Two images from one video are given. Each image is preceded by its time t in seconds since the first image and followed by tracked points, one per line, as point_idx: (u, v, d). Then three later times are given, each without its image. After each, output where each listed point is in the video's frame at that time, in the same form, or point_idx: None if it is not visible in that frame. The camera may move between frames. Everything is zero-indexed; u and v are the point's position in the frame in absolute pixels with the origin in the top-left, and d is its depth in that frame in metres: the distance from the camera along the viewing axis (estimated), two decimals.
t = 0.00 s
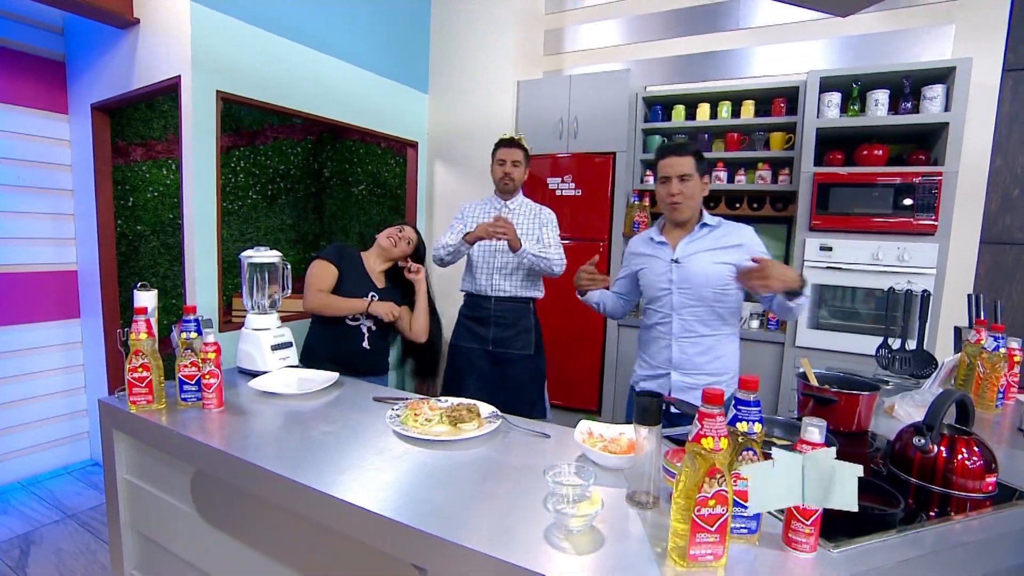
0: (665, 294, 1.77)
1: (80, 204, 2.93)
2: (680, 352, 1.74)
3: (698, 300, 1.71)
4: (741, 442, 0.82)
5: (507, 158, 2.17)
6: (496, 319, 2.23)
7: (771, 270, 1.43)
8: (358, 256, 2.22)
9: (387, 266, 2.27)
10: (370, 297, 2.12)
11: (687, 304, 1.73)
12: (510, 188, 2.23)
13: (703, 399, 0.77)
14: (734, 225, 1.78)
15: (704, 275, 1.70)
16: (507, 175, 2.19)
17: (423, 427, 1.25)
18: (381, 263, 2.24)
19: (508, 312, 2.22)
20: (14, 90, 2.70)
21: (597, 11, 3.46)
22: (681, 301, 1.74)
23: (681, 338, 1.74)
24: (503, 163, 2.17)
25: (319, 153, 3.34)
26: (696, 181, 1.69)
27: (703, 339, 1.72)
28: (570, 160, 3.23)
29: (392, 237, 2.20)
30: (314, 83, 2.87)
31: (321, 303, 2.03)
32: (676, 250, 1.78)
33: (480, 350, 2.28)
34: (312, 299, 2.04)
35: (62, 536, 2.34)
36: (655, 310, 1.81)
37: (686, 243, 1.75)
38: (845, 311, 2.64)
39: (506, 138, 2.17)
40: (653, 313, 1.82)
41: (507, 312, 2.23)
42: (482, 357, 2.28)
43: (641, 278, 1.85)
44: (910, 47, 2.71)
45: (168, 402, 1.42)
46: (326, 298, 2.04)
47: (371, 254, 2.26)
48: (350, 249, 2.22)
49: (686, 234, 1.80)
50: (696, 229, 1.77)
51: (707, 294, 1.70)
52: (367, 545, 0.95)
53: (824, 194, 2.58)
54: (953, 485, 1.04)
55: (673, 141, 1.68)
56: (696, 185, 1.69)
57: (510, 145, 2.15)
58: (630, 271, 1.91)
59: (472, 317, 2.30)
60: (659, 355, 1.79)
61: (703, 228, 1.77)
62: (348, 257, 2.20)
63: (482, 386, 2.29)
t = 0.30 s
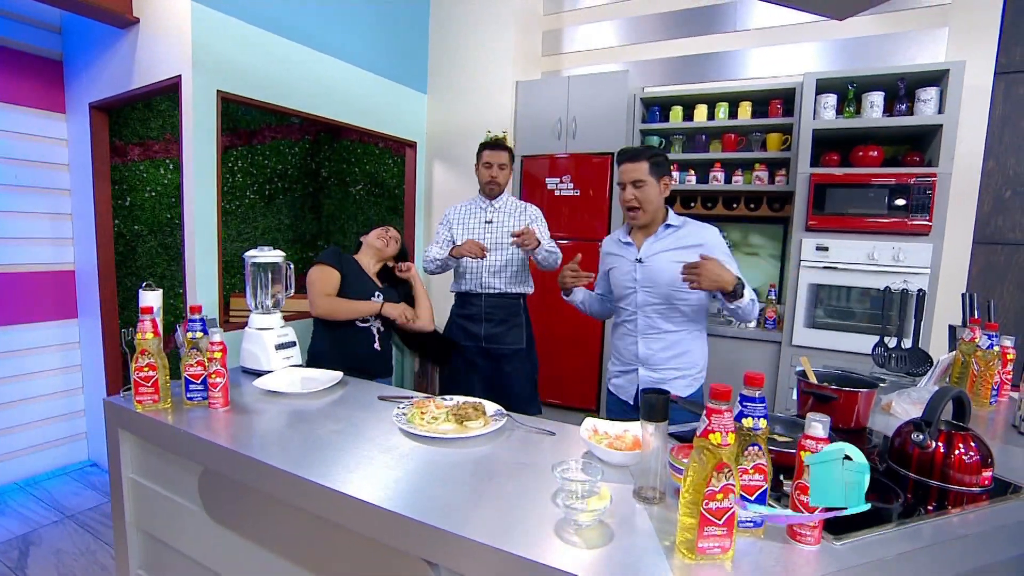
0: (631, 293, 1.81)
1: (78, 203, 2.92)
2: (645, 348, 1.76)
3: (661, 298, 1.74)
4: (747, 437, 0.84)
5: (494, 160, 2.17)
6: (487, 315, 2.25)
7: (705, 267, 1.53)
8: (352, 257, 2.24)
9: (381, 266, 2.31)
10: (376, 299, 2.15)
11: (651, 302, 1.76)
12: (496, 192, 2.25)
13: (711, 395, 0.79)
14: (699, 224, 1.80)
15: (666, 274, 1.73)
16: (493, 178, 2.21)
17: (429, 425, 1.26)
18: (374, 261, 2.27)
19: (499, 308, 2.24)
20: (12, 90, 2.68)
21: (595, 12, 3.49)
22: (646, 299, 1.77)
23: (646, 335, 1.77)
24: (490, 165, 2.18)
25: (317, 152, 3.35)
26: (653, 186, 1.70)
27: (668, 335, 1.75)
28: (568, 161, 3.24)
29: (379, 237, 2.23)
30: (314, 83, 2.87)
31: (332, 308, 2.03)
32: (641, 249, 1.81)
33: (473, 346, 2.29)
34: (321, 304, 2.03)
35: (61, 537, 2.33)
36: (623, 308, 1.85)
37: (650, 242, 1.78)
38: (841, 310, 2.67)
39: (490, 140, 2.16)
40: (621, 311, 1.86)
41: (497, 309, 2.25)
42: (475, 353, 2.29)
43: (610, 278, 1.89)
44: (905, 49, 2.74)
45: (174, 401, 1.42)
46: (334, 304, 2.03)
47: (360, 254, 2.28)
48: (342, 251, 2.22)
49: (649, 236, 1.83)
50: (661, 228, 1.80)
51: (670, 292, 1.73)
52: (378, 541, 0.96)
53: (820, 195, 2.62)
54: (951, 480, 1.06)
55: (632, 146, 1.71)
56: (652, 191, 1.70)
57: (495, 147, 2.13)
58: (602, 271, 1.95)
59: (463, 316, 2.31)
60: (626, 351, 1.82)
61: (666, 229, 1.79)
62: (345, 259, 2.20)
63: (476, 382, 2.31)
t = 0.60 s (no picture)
0: (615, 293, 1.84)
1: (82, 203, 2.93)
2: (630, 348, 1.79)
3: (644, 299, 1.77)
4: (758, 433, 0.86)
5: (498, 157, 2.16)
6: (496, 316, 2.26)
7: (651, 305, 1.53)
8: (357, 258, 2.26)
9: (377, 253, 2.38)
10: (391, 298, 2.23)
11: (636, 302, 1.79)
12: (503, 189, 2.23)
13: (724, 392, 0.80)
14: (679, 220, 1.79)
15: (648, 275, 1.76)
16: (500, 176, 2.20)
17: (440, 423, 1.27)
18: (371, 248, 2.34)
19: (507, 309, 2.25)
20: (17, 90, 2.69)
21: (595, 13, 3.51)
22: (630, 299, 1.80)
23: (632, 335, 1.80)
24: (496, 164, 2.18)
25: (319, 153, 3.31)
26: (637, 188, 1.70)
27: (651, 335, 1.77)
28: (570, 161, 3.26)
29: (373, 223, 2.31)
30: (318, 84, 2.88)
31: (356, 318, 2.07)
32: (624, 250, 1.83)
33: (481, 348, 2.30)
34: (346, 317, 2.05)
35: (67, 535, 2.34)
36: (609, 309, 1.88)
37: (631, 243, 1.79)
38: (842, 310, 2.68)
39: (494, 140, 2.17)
40: (607, 312, 1.89)
41: (506, 309, 2.26)
42: (482, 355, 2.31)
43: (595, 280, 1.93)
44: (905, 51, 2.76)
45: (185, 400, 1.44)
46: (363, 316, 2.08)
47: (355, 246, 2.34)
48: (344, 252, 2.20)
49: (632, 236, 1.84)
50: (641, 229, 1.80)
51: (652, 292, 1.76)
52: (394, 537, 0.97)
53: (822, 195, 2.64)
54: (955, 476, 1.08)
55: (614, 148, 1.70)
56: (636, 193, 1.71)
57: (498, 146, 2.14)
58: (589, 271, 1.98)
59: (473, 316, 2.32)
60: (612, 352, 1.85)
61: (646, 229, 1.78)
62: (350, 262, 2.20)
63: (482, 383, 2.32)
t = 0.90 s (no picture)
0: (599, 295, 1.85)
1: (87, 203, 2.94)
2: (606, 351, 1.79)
3: (621, 303, 1.75)
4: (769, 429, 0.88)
5: (516, 167, 2.20)
6: (519, 317, 2.31)
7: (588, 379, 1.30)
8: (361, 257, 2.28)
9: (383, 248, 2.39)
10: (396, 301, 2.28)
11: (613, 306, 1.78)
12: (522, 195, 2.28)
13: (736, 388, 0.83)
14: (668, 225, 1.69)
15: (624, 279, 1.72)
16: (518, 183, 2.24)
17: (451, 420, 1.28)
18: (377, 245, 2.36)
19: (529, 309, 2.31)
20: (22, 90, 2.70)
21: (597, 14, 3.53)
22: (610, 303, 1.79)
23: (609, 338, 1.80)
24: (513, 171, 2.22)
25: (321, 152, 3.40)
26: (633, 189, 1.67)
27: (628, 340, 1.75)
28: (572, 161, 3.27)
29: (375, 217, 2.31)
30: (323, 84, 2.89)
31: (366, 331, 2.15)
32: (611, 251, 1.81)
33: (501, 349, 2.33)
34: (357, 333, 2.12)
35: (73, 534, 2.34)
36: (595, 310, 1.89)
37: (614, 245, 1.77)
38: (843, 310, 2.71)
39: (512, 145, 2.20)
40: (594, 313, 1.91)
41: (528, 310, 2.32)
42: (501, 356, 2.33)
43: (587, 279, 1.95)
44: (907, 52, 2.79)
45: (196, 398, 1.45)
46: (374, 332, 2.17)
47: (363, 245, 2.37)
48: (348, 253, 2.24)
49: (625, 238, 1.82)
50: (629, 232, 1.74)
51: (628, 298, 1.72)
52: (409, 532, 0.98)
53: (824, 195, 2.65)
54: (960, 471, 1.09)
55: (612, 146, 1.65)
56: (632, 194, 1.67)
57: (515, 152, 2.17)
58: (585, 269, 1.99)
59: (495, 317, 2.36)
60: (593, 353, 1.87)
61: (635, 232, 1.72)
62: (352, 265, 2.22)
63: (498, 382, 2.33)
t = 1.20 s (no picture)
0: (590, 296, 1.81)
1: (92, 203, 2.95)
2: (595, 354, 1.77)
3: (612, 305, 1.72)
4: (779, 424, 0.89)
5: (539, 162, 2.21)
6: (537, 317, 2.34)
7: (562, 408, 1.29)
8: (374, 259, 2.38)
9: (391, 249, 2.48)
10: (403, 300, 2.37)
11: (603, 307, 1.75)
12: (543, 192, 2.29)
13: (747, 383, 0.84)
14: (664, 225, 1.66)
15: (616, 280, 1.69)
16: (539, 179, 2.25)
17: (462, 417, 1.29)
18: (385, 246, 2.44)
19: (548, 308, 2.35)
20: (28, 90, 2.71)
21: (600, 15, 3.54)
22: (599, 304, 1.76)
23: (598, 340, 1.77)
24: (535, 167, 2.23)
25: (325, 153, 3.35)
26: (626, 186, 1.61)
27: (617, 343, 1.73)
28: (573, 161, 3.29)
29: (381, 221, 2.37)
30: (328, 84, 2.91)
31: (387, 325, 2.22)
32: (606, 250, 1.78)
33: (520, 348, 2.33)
34: (382, 320, 2.19)
35: (80, 531, 2.36)
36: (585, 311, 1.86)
37: (610, 245, 1.74)
38: (844, 309, 2.74)
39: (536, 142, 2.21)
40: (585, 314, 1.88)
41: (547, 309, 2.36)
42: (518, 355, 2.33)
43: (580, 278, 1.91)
44: (909, 53, 2.81)
45: (207, 395, 1.46)
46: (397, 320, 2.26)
47: (371, 244, 2.45)
48: (362, 255, 2.35)
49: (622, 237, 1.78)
50: (624, 231, 1.72)
51: (619, 300, 1.70)
52: (423, 527, 0.99)
53: (826, 195, 2.67)
54: (964, 467, 1.10)
55: (608, 140, 1.60)
56: (626, 191, 1.62)
57: (541, 150, 2.18)
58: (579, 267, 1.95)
59: (515, 315, 2.40)
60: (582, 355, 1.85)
61: (631, 231, 1.69)
62: (370, 266, 2.33)
63: (511, 379, 2.34)
